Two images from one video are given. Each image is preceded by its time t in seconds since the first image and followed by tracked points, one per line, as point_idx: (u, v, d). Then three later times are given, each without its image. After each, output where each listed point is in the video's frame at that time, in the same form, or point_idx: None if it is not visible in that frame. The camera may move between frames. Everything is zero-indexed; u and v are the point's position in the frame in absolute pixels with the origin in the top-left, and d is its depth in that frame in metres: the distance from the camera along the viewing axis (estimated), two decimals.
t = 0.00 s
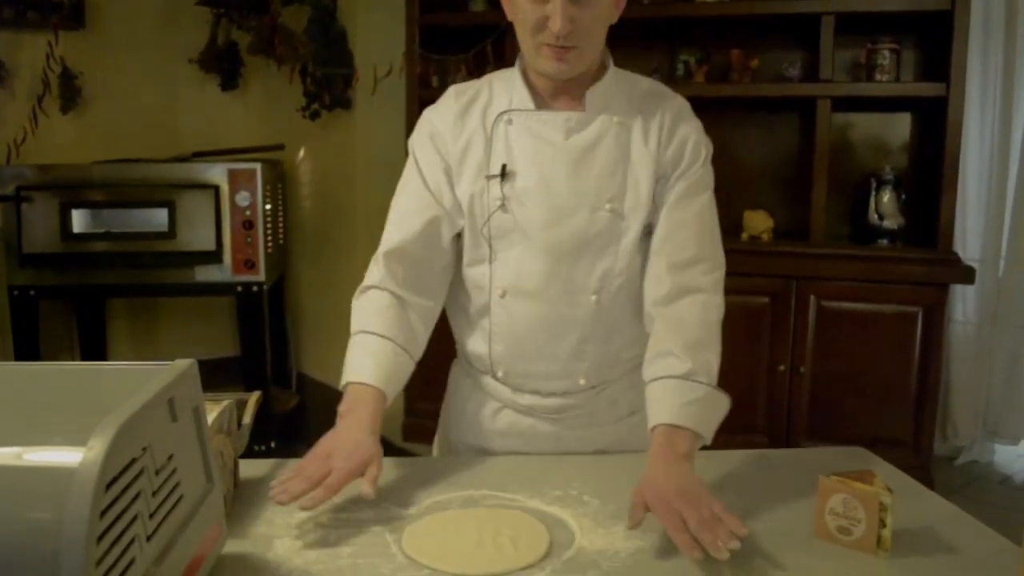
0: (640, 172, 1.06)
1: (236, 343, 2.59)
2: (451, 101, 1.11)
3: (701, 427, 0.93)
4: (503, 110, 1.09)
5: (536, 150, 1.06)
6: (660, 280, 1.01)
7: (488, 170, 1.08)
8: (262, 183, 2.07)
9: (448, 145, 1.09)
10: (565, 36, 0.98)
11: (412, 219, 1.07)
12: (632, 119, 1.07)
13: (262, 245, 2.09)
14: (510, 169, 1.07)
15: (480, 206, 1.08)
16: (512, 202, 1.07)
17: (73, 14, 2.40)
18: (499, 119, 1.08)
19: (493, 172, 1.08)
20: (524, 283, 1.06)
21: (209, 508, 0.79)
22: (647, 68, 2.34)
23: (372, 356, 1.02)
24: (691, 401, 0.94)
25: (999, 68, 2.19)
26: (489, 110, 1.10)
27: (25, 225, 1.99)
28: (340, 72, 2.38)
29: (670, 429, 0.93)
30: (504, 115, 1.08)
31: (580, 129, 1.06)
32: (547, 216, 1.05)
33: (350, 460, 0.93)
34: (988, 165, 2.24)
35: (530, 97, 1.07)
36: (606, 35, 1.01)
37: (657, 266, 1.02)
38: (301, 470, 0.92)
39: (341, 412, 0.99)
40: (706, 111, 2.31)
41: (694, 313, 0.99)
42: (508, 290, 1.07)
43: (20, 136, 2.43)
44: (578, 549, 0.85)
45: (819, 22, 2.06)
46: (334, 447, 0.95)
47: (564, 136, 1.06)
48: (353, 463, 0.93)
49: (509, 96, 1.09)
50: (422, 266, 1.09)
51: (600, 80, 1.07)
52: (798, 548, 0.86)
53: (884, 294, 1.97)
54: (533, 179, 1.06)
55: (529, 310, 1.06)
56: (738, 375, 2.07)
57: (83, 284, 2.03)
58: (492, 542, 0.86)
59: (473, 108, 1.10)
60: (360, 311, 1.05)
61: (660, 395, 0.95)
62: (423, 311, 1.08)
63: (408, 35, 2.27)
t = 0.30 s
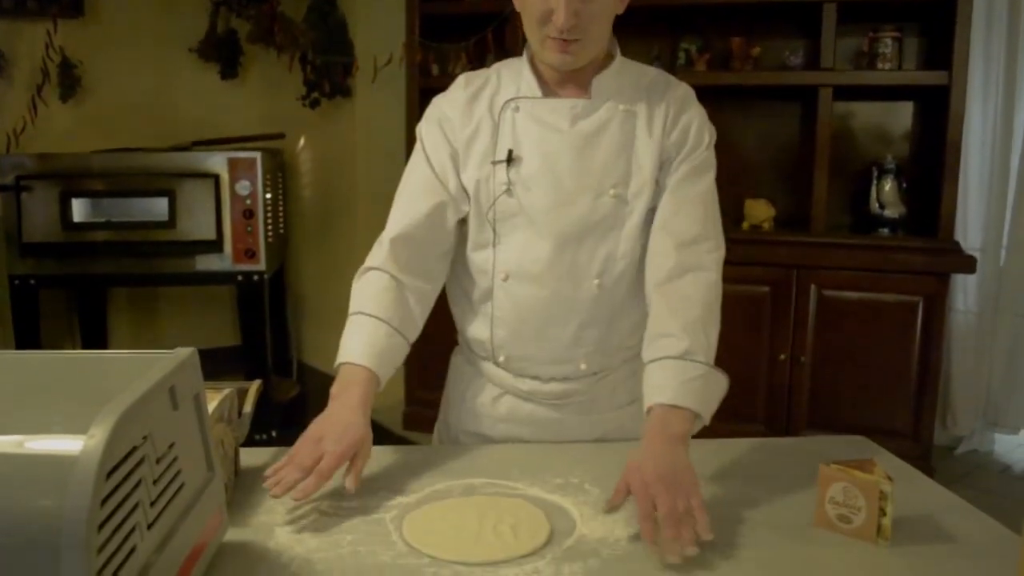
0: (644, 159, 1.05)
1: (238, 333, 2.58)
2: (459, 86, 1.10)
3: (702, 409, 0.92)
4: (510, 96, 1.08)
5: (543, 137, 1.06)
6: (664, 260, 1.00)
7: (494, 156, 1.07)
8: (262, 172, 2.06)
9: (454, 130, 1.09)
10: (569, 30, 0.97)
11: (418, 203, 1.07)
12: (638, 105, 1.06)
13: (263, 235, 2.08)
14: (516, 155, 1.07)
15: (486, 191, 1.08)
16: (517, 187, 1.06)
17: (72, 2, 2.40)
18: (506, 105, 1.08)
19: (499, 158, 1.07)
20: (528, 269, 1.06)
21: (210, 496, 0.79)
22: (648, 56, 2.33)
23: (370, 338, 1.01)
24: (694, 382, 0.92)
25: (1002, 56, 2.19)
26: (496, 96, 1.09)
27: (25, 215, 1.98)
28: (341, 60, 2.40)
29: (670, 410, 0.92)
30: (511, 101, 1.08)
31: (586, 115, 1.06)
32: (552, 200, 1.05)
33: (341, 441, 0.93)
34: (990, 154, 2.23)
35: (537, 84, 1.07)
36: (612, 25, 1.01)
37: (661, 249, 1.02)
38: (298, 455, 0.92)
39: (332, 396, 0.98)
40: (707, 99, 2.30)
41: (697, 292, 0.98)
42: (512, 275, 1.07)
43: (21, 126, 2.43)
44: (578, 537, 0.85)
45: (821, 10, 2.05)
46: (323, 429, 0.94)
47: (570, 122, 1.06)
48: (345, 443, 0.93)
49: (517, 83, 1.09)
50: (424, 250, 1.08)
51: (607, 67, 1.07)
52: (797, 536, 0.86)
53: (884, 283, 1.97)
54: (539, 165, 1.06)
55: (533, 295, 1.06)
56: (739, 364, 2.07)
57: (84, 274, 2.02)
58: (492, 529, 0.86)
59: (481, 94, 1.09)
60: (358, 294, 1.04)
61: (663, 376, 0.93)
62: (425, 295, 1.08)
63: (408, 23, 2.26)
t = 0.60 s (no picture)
0: (609, 142, 1.06)
1: (239, 320, 2.54)
2: (419, 75, 1.09)
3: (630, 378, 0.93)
4: (473, 83, 1.07)
5: (511, 122, 1.05)
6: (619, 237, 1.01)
7: (460, 144, 1.07)
8: (263, 158, 2.05)
9: (417, 119, 1.07)
10: (526, 17, 0.97)
11: (384, 200, 1.04)
12: (600, 86, 1.07)
13: (263, 221, 2.06)
14: (482, 141, 1.06)
15: (453, 180, 1.07)
16: (486, 173, 1.06)
17: None
18: (470, 92, 1.07)
19: (465, 145, 1.06)
20: (502, 256, 1.05)
21: (211, 481, 0.79)
22: (650, 40, 2.32)
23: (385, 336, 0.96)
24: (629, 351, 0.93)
25: (1005, 41, 2.18)
26: (459, 82, 1.08)
27: (25, 201, 1.97)
28: (341, 45, 2.35)
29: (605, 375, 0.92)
30: (475, 88, 1.07)
31: (551, 98, 1.06)
32: (523, 186, 1.05)
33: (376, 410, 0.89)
34: (993, 139, 2.22)
35: (500, 69, 1.06)
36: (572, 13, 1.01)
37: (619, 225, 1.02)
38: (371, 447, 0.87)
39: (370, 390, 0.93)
40: (709, 84, 2.29)
41: (647, 267, 0.99)
42: (485, 263, 1.06)
43: (20, 111, 2.44)
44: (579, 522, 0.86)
45: None
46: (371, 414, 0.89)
47: (535, 106, 1.06)
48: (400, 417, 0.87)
49: (479, 69, 1.08)
50: (396, 242, 1.05)
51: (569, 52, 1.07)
52: (798, 521, 0.86)
53: (884, 269, 1.97)
54: (508, 150, 1.05)
55: (508, 282, 1.06)
56: (739, 349, 2.08)
57: (85, 260, 2.02)
58: (495, 514, 0.87)
59: (442, 81, 1.08)
60: (355, 292, 1.00)
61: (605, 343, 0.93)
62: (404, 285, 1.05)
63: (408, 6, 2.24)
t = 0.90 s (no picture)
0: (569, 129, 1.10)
1: (239, 307, 2.52)
2: (377, 70, 1.09)
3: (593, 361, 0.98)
4: (431, 75, 1.09)
5: (473, 116, 1.09)
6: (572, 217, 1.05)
7: (423, 140, 1.10)
8: (263, 146, 2.02)
9: (379, 116, 1.09)
10: None
11: (363, 198, 1.06)
12: (555, 71, 1.10)
13: (264, 210, 2.04)
14: (445, 137, 1.09)
15: (419, 176, 1.10)
16: (452, 169, 1.09)
17: None
18: (428, 85, 1.09)
19: (428, 141, 1.09)
20: (475, 252, 1.10)
21: (212, 469, 0.79)
22: (651, 27, 2.31)
23: (402, 339, 0.99)
24: (589, 334, 0.98)
25: (1009, 28, 2.17)
26: (417, 73, 1.10)
27: (25, 190, 1.96)
28: (341, 33, 2.36)
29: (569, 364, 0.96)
30: (433, 80, 1.09)
31: (509, 90, 1.09)
32: (490, 181, 1.09)
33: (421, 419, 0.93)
34: (995, 129, 2.21)
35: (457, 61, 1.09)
36: None
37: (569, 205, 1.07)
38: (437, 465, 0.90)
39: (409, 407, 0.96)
40: (711, 72, 2.28)
41: (599, 245, 1.03)
42: (458, 260, 1.11)
43: (19, 100, 2.44)
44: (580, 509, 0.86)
45: None
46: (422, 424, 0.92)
47: (495, 98, 1.09)
48: (464, 433, 0.91)
49: (433, 58, 1.10)
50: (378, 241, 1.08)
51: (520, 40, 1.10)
52: (798, 508, 0.86)
53: (884, 257, 1.97)
54: (471, 146, 1.09)
55: (482, 275, 1.11)
56: (740, 337, 2.08)
57: (86, 249, 2.01)
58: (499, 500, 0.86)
59: (401, 74, 1.10)
60: (367, 296, 1.02)
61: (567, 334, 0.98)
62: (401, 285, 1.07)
63: None
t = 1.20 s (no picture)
0: (546, 122, 1.10)
1: (241, 294, 2.51)
2: (337, 70, 1.08)
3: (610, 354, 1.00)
4: (399, 71, 1.09)
5: (445, 111, 1.08)
6: (581, 220, 1.07)
7: (396, 139, 1.08)
8: (264, 131, 2.00)
9: (344, 117, 1.07)
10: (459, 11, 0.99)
11: (304, 204, 1.04)
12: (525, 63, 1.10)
13: (264, 194, 2.02)
14: (418, 135, 1.08)
15: (395, 173, 1.09)
16: (429, 165, 1.08)
17: None
18: (397, 81, 1.08)
19: (402, 139, 1.08)
20: (458, 249, 1.09)
21: (213, 454, 0.79)
22: (653, 12, 2.30)
23: (335, 323, 1.00)
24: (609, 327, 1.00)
25: (1013, 12, 2.15)
26: (383, 70, 1.09)
27: (25, 176, 1.94)
28: (341, 18, 2.35)
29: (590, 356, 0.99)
30: (401, 76, 1.08)
31: (480, 82, 1.09)
32: (468, 176, 1.08)
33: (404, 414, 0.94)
34: (998, 114, 2.21)
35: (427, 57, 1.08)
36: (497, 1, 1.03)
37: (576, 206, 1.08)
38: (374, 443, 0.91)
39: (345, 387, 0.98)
40: (712, 56, 2.27)
41: (617, 242, 1.06)
42: (439, 258, 1.10)
43: (19, 86, 2.43)
44: (581, 493, 0.86)
45: None
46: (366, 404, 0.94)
47: (467, 91, 1.09)
48: (402, 414, 0.93)
49: (400, 54, 1.09)
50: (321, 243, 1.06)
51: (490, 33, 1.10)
52: (799, 493, 0.87)
53: (886, 244, 1.96)
54: (444, 140, 1.08)
55: (465, 271, 1.10)
56: (742, 322, 2.08)
57: (86, 235, 1.99)
58: (502, 483, 0.87)
59: (365, 72, 1.09)
60: (301, 285, 1.02)
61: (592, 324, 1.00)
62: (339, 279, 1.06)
63: None
